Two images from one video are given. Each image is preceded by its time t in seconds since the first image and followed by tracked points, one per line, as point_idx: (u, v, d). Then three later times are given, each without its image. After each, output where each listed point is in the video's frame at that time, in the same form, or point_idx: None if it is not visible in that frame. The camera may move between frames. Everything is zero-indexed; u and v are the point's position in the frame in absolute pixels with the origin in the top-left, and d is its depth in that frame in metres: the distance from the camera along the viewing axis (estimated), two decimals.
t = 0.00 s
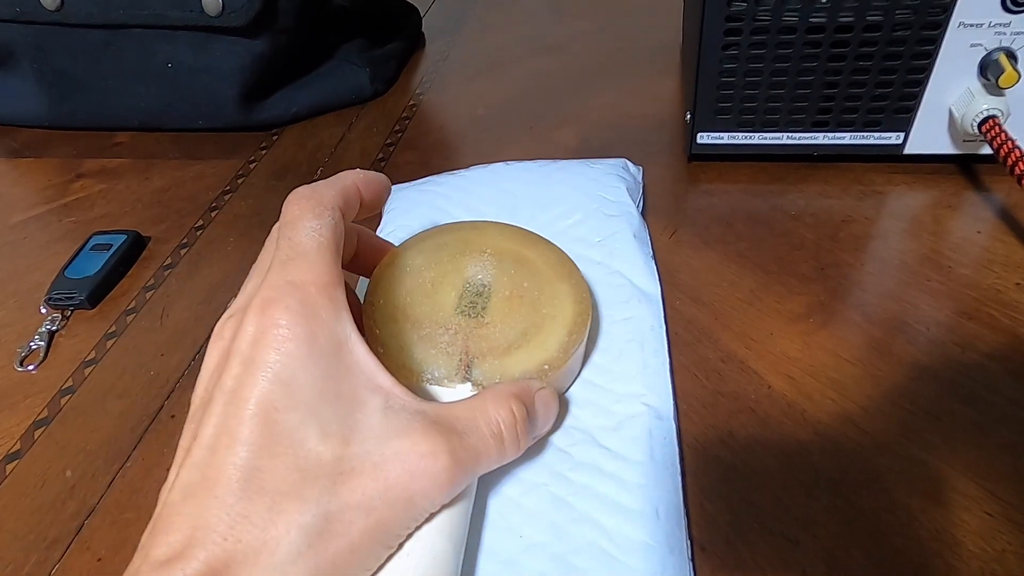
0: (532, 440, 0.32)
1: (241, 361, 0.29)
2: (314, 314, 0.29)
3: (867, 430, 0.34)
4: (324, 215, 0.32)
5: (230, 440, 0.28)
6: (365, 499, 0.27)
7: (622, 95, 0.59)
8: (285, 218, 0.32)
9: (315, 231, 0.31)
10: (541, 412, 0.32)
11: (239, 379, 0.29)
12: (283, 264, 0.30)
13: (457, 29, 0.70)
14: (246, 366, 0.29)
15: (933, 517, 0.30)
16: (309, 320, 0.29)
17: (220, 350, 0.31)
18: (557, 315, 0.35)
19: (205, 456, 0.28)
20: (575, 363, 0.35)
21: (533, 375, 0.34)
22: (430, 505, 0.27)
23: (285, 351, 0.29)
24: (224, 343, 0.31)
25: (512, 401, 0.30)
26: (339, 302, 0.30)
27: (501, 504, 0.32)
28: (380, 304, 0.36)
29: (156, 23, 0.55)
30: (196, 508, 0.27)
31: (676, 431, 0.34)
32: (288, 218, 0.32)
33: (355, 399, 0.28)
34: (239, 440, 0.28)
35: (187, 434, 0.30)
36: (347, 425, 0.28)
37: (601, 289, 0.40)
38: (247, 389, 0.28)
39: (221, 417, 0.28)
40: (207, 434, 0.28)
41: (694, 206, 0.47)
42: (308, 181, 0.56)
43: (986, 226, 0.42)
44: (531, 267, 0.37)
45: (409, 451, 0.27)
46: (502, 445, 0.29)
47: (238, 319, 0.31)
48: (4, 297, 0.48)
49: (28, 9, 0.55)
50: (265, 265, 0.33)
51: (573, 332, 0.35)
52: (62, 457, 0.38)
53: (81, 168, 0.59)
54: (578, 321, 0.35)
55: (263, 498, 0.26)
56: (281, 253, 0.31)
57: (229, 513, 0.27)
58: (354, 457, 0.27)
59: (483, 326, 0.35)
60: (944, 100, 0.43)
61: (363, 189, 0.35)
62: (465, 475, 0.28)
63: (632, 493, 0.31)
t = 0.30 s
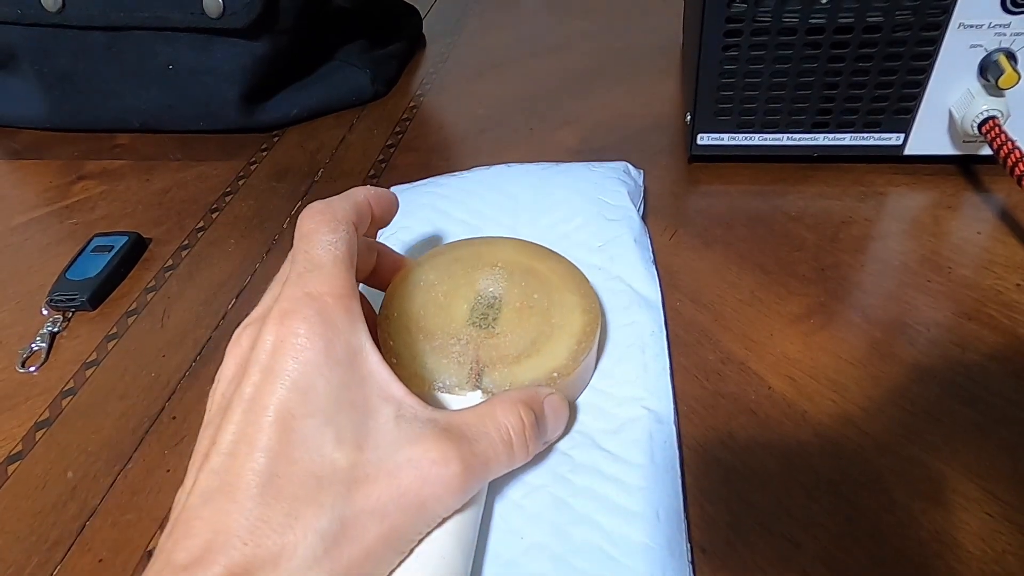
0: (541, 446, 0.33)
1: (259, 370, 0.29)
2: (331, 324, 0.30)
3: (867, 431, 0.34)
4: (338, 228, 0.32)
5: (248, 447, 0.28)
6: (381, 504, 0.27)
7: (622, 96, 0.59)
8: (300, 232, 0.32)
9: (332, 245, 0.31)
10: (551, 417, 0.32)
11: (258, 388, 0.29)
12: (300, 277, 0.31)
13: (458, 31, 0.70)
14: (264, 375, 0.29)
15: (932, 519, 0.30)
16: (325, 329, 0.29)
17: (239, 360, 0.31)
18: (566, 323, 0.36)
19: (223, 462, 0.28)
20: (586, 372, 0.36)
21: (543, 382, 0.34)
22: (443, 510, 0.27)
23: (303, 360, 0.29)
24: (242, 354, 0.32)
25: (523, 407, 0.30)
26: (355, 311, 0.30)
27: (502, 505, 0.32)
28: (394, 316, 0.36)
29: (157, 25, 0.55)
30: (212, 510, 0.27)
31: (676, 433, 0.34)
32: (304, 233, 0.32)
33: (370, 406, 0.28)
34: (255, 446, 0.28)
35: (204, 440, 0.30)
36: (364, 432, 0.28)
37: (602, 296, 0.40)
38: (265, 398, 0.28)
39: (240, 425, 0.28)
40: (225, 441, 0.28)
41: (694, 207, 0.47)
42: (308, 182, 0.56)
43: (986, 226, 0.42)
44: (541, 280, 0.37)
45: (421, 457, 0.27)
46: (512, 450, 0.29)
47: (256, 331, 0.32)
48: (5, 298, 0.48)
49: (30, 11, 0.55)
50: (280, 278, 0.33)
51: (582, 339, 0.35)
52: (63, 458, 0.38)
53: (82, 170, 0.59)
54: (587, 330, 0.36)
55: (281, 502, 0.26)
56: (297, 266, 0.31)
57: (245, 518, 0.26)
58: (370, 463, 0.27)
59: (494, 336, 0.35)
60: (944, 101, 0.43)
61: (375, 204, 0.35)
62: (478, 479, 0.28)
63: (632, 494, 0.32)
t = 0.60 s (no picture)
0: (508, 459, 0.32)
1: (233, 362, 0.30)
2: (310, 326, 0.30)
3: (860, 437, 0.34)
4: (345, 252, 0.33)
5: (207, 438, 0.28)
6: (318, 504, 0.27)
7: (616, 101, 0.59)
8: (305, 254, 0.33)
9: (333, 263, 0.32)
10: (522, 404, 0.30)
11: (226, 380, 0.29)
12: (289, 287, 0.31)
13: (453, 37, 0.70)
14: (237, 367, 0.29)
15: (925, 524, 0.30)
16: (306, 331, 0.29)
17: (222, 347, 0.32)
18: (561, 330, 0.36)
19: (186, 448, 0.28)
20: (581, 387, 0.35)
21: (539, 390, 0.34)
22: (386, 517, 0.27)
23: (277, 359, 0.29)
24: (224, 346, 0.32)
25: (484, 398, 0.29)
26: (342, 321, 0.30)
27: (497, 514, 0.32)
28: (392, 330, 0.37)
29: (152, 34, 0.55)
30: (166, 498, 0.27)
31: (670, 441, 0.34)
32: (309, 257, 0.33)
33: (327, 406, 0.28)
34: (214, 438, 0.28)
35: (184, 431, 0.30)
36: (316, 428, 0.28)
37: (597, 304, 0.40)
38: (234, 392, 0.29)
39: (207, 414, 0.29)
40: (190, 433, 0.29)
41: (688, 212, 0.47)
42: (304, 190, 0.56)
43: (978, 231, 0.43)
44: (537, 289, 0.38)
45: (361, 457, 0.27)
46: (463, 444, 0.28)
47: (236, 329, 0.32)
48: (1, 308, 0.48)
49: (25, 21, 0.55)
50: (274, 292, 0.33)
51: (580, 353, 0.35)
52: (58, 469, 0.38)
53: (78, 178, 0.59)
54: (582, 335, 0.36)
55: (218, 492, 0.27)
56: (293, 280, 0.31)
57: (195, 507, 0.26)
58: (313, 460, 0.27)
59: (490, 346, 0.35)
60: (936, 107, 0.43)
61: (383, 238, 0.36)
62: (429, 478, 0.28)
63: (626, 502, 0.32)
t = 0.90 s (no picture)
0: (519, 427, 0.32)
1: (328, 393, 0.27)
2: (423, 378, 0.26)
3: (860, 440, 0.34)
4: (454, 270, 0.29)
5: (301, 480, 0.25)
6: None
7: (618, 107, 0.60)
8: (444, 262, 0.29)
9: (443, 290, 0.28)
10: (589, 440, 0.30)
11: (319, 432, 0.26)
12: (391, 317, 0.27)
13: (456, 44, 0.71)
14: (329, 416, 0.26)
15: (924, 526, 0.31)
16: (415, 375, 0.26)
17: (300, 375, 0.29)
18: (565, 334, 0.37)
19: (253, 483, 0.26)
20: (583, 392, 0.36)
21: (542, 395, 0.34)
22: None
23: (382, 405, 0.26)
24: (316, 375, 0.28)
25: (552, 443, 0.29)
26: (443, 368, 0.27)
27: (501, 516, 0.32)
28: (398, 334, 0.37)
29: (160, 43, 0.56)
30: (241, 541, 0.24)
31: (671, 444, 0.35)
32: (438, 254, 0.29)
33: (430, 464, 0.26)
34: (308, 480, 0.25)
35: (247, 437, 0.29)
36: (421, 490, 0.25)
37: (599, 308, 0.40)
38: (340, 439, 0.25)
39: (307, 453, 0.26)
40: (266, 465, 0.26)
41: (689, 218, 0.47)
42: (309, 196, 0.56)
43: (978, 236, 0.43)
44: (540, 295, 0.38)
45: (466, 527, 0.25)
46: (550, 495, 0.28)
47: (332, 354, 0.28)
48: (12, 313, 0.48)
49: (35, 30, 0.56)
50: (360, 292, 0.29)
51: (583, 356, 0.36)
52: (69, 471, 0.39)
53: (87, 185, 0.60)
54: (586, 339, 0.37)
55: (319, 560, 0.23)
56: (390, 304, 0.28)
57: (275, 561, 0.23)
58: (419, 528, 0.25)
59: (495, 351, 0.36)
60: (934, 113, 0.44)
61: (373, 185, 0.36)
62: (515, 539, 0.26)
63: (627, 505, 0.32)
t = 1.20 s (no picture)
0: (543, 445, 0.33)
1: (379, 418, 0.28)
2: (469, 421, 0.28)
3: (860, 439, 0.34)
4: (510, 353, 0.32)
5: (343, 491, 0.26)
6: None
7: (618, 107, 0.60)
8: (499, 336, 0.32)
9: (495, 358, 0.31)
10: (581, 477, 0.32)
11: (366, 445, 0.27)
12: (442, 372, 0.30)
13: (456, 44, 0.71)
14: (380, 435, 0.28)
15: (925, 524, 0.31)
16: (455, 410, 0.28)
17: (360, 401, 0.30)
18: (566, 332, 0.37)
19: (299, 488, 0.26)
20: (585, 388, 0.36)
21: (544, 391, 0.34)
22: None
23: (431, 436, 0.27)
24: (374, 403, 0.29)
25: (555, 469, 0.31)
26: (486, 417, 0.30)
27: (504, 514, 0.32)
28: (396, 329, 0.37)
29: (160, 41, 0.56)
30: (278, 537, 0.24)
31: (672, 442, 0.35)
32: (491, 332, 0.32)
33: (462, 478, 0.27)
34: (349, 490, 0.26)
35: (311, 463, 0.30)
36: (451, 506, 0.26)
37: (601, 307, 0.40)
38: (385, 457, 0.27)
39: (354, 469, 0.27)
40: (313, 475, 0.27)
41: (690, 217, 0.47)
42: (310, 195, 0.56)
43: (978, 235, 0.43)
44: (542, 292, 0.38)
45: (485, 539, 0.26)
46: (557, 516, 0.29)
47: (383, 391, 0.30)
48: (11, 312, 0.48)
49: (35, 29, 0.56)
50: (419, 351, 0.31)
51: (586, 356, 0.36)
52: (69, 470, 0.39)
53: (87, 184, 0.60)
54: (587, 337, 0.37)
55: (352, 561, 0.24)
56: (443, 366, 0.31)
57: (312, 562, 0.23)
58: (445, 541, 0.25)
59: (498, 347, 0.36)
60: (934, 111, 0.44)
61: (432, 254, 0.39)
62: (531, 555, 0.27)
63: (630, 502, 0.32)
